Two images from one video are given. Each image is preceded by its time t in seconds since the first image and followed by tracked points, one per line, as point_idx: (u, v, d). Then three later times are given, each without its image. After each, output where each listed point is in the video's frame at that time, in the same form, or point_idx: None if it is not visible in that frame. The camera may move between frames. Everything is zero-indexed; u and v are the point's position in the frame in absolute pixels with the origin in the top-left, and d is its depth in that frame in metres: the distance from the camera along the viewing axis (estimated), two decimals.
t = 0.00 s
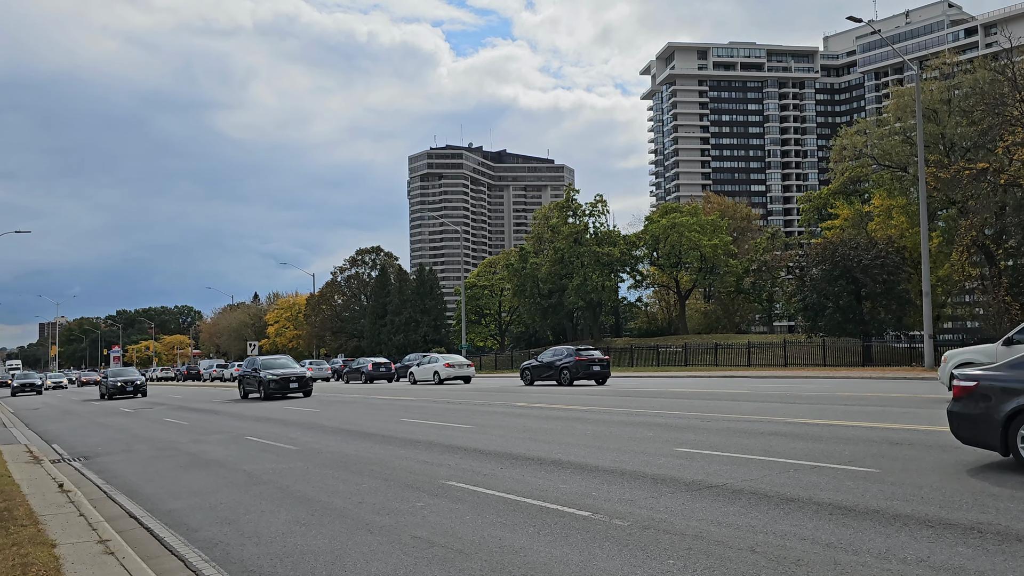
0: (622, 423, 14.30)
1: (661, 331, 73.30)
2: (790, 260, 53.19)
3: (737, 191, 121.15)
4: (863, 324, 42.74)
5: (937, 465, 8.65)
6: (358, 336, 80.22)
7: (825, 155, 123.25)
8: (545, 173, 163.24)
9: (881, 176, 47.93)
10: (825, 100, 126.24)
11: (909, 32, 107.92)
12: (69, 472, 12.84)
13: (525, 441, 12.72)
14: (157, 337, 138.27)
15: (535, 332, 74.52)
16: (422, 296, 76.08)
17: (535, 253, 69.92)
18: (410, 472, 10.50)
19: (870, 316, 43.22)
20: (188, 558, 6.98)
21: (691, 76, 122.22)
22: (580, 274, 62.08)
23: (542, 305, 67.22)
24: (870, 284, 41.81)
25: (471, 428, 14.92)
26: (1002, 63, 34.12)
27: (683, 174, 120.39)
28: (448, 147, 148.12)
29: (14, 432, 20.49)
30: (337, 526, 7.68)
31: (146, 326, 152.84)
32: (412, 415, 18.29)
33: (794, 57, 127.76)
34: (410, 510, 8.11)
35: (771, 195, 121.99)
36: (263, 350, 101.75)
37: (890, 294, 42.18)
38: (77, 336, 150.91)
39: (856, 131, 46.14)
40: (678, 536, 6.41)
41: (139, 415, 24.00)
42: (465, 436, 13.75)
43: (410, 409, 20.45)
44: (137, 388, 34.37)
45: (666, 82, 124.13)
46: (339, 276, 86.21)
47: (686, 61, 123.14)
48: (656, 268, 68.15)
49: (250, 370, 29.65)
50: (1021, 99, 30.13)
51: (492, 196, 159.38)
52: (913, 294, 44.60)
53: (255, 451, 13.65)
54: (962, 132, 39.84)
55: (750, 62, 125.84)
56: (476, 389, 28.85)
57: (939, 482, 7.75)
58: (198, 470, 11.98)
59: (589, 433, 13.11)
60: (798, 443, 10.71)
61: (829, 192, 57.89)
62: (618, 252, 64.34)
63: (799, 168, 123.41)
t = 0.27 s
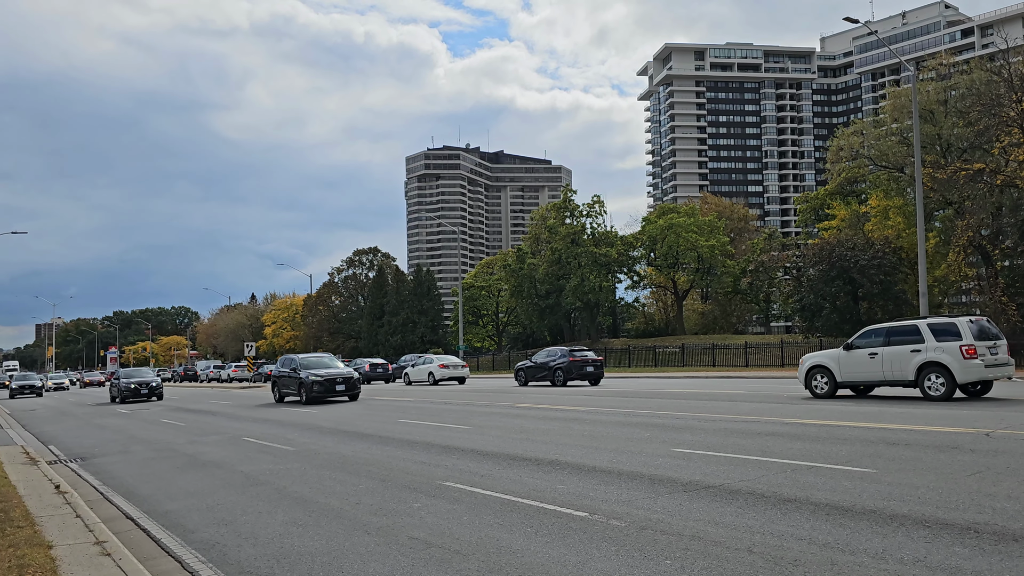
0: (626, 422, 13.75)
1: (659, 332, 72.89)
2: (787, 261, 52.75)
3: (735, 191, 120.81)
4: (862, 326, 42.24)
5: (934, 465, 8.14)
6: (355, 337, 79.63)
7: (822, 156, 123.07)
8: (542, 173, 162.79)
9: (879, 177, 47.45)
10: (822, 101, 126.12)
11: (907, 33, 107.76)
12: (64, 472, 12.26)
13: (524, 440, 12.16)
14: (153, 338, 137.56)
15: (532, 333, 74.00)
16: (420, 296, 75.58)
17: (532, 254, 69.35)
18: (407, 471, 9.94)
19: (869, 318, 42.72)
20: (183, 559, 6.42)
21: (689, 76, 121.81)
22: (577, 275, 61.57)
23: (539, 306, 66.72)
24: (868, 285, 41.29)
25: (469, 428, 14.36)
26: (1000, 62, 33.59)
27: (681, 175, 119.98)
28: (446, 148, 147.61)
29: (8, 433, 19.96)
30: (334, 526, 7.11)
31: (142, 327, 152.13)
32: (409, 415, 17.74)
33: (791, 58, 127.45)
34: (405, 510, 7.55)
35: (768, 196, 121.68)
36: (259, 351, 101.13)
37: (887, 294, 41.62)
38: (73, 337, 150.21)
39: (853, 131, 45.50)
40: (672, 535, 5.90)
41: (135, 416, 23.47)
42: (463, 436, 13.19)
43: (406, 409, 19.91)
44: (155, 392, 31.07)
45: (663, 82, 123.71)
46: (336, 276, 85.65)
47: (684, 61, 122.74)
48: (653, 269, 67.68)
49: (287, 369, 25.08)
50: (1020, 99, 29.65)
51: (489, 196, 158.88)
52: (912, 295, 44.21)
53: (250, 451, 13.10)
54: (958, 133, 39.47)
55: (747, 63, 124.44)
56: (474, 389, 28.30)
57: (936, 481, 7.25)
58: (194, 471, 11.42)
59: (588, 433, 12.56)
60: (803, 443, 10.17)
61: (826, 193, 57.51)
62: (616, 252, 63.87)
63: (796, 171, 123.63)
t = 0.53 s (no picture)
0: (616, 423, 14.33)
1: (656, 331, 73.41)
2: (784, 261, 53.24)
3: (731, 192, 121.49)
4: (856, 325, 42.80)
5: (930, 465, 8.66)
6: (352, 337, 80.01)
7: (818, 156, 123.69)
8: (539, 174, 163.37)
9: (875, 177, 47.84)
10: (818, 101, 126.71)
11: (902, 34, 108.41)
12: (60, 473, 12.77)
13: (519, 441, 12.73)
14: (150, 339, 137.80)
15: (529, 333, 74.50)
16: (417, 296, 76.06)
17: (529, 254, 69.79)
18: (404, 472, 10.48)
19: (863, 317, 43.28)
20: (182, 560, 6.94)
21: (685, 77, 122.39)
22: (574, 275, 62.02)
23: (536, 306, 67.30)
24: (864, 285, 41.87)
25: (465, 429, 14.93)
26: (995, 65, 34.19)
27: (677, 175, 120.69)
28: (442, 148, 148.01)
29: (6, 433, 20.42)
30: (330, 527, 7.65)
31: (139, 328, 152.36)
32: (406, 416, 18.30)
33: (787, 59, 128.05)
34: (403, 511, 8.09)
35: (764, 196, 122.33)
36: (257, 351, 101.55)
37: (883, 294, 42.22)
38: (70, 338, 150.34)
39: (847, 132, 45.98)
40: (671, 536, 6.43)
41: (133, 417, 23.93)
42: (459, 437, 13.76)
43: (403, 409, 20.48)
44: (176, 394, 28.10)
45: (659, 83, 124.36)
46: (333, 277, 86.06)
47: (680, 62, 123.32)
48: (650, 269, 68.17)
49: (341, 368, 22.10)
50: (1013, 101, 30.17)
51: (486, 197, 159.41)
52: (906, 294, 44.80)
53: (248, 452, 13.64)
54: (953, 133, 40.02)
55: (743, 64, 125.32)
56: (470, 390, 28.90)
57: (931, 482, 7.77)
58: (191, 472, 11.95)
59: (583, 433, 13.13)
60: (789, 444, 10.73)
61: (822, 193, 58.05)
62: (613, 253, 64.36)
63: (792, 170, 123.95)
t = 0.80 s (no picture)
0: (613, 423, 14.34)
1: (652, 331, 73.50)
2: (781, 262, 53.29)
3: (728, 192, 121.62)
4: (853, 325, 42.84)
5: (926, 465, 8.68)
6: (349, 338, 79.90)
7: (814, 157, 123.87)
8: (536, 174, 163.42)
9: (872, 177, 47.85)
10: (815, 102, 126.80)
11: (898, 34, 108.64)
12: (57, 474, 12.74)
13: (516, 441, 12.73)
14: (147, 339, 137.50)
15: (526, 333, 74.53)
16: (414, 296, 76.01)
17: (526, 254, 69.81)
18: (401, 473, 10.48)
19: (860, 316, 43.32)
20: (177, 561, 6.93)
21: (681, 77, 122.50)
22: (572, 275, 62.04)
23: (533, 307, 67.32)
24: (860, 285, 41.99)
25: (462, 429, 14.93)
26: (991, 65, 34.27)
27: (674, 175, 120.81)
28: (440, 149, 147.92)
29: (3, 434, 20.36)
30: (326, 527, 7.64)
31: (136, 328, 152.10)
32: (403, 416, 18.29)
33: (784, 59, 128.14)
34: (400, 512, 8.08)
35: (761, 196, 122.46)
36: (254, 352, 101.45)
37: (880, 294, 42.36)
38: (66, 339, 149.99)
39: (844, 133, 46.23)
40: (668, 536, 6.43)
41: (129, 417, 23.88)
42: (456, 437, 13.74)
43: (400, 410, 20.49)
44: (202, 397, 25.23)
45: (656, 83, 124.44)
46: (330, 277, 85.97)
47: (676, 63, 123.39)
48: (647, 269, 68.21)
49: (413, 366, 18.45)
50: (1009, 101, 30.25)
51: (483, 197, 159.43)
52: (903, 294, 44.90)
53: (245, 453, 13.62)
54: (950, 133, 40.17)
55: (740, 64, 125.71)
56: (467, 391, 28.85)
57: (929, 482, 7.78)
58: (188, 472, 11.92)
59: (581, 433, 13.13)
60: (786, 444, 10.74)
61: (818, 193, 58.15)
62: (610, 253, 64.39)
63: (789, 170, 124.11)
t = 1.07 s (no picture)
0: (611, 424, 14.32)
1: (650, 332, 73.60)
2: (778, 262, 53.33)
3: (725, 193, 121.74)
4: (850, 326, 42.86)
5: (924, 465, 8.68)
6: (346, 338, 79.84)
7: (811, 157, 124.07)
8: (533, 174, 163.41)
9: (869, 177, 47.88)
10: (812, 103, 127.00)
11: (895, 35, 108.85)
12: (53, 475, 12.70)
13: (514, 442, 12.72)
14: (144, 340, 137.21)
15: (524, 334, 74.55)
16: (411, 297, 75.92)
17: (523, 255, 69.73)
18: (398, 473, 10.47)
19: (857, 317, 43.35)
20: (173, 563, 6.90)
21: (678, 78, 122.59)
22: (569, 276, 62.17)
23: (530, 307, 67.34)
24: (857, 285, 42.06)
25: (460, 430, 14.89)
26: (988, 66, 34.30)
27: (671, 176, 120.87)
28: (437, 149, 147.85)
29: None
30: (323, 528, 7.64)
31: (132, 329, 151.77)
32: (401, 417, 18.27)
33: (781, 60, 128.26)
34: (397, 513, 8.06)
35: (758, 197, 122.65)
36: (251, 353, 101.26)
37: (876, 295, 42.40)
38: (62, 339, 149.59)
39: (841, 133, 46.37)
40: (665, 536, 6.42)
41: (126, 418, 23.77)
42: (454, 438, 13.70)
43: (396, 411, 20.37)
44: (238, 401, 21.96)
45: (654, 83, 124.52)
46: (327, 278, 85.81)
47: (673, 64, 123.50)
48: (644, 270, 68.16)
49: (525, 366, 14.91)
50: (1004, 102, 30.35)
51: (480, 198, 159.39)
52: (899, 294, 45.02)
53: (242, 453, 13.58)
54: (946, 134, 40.28)
55: (737, 64, 125.96)
56: (464, 391, 28.81)
57: (925, 481, 7.79)
58: (184, 473, 11.89)
59: (578, 433, 13.12)
60: (784, 444, 10.73)
61: (815, 193, 58.17)
62: (607, 253, 64.32)
63: (786, 170, 124.29)
